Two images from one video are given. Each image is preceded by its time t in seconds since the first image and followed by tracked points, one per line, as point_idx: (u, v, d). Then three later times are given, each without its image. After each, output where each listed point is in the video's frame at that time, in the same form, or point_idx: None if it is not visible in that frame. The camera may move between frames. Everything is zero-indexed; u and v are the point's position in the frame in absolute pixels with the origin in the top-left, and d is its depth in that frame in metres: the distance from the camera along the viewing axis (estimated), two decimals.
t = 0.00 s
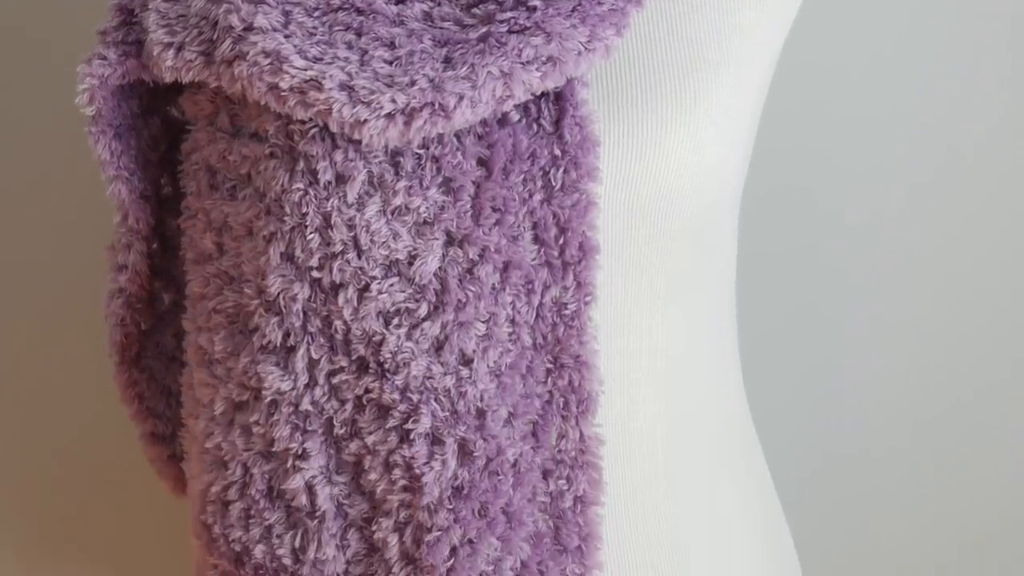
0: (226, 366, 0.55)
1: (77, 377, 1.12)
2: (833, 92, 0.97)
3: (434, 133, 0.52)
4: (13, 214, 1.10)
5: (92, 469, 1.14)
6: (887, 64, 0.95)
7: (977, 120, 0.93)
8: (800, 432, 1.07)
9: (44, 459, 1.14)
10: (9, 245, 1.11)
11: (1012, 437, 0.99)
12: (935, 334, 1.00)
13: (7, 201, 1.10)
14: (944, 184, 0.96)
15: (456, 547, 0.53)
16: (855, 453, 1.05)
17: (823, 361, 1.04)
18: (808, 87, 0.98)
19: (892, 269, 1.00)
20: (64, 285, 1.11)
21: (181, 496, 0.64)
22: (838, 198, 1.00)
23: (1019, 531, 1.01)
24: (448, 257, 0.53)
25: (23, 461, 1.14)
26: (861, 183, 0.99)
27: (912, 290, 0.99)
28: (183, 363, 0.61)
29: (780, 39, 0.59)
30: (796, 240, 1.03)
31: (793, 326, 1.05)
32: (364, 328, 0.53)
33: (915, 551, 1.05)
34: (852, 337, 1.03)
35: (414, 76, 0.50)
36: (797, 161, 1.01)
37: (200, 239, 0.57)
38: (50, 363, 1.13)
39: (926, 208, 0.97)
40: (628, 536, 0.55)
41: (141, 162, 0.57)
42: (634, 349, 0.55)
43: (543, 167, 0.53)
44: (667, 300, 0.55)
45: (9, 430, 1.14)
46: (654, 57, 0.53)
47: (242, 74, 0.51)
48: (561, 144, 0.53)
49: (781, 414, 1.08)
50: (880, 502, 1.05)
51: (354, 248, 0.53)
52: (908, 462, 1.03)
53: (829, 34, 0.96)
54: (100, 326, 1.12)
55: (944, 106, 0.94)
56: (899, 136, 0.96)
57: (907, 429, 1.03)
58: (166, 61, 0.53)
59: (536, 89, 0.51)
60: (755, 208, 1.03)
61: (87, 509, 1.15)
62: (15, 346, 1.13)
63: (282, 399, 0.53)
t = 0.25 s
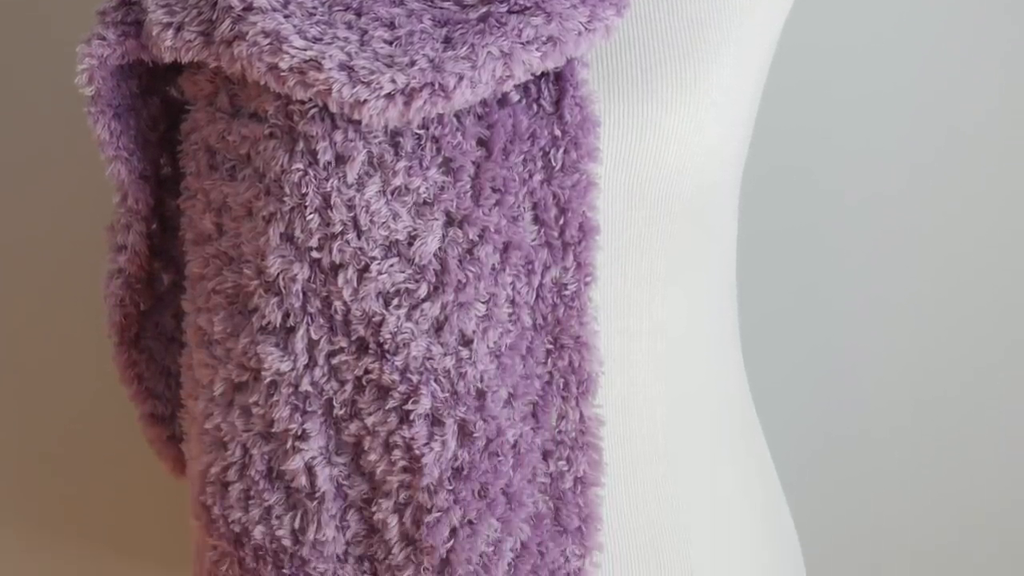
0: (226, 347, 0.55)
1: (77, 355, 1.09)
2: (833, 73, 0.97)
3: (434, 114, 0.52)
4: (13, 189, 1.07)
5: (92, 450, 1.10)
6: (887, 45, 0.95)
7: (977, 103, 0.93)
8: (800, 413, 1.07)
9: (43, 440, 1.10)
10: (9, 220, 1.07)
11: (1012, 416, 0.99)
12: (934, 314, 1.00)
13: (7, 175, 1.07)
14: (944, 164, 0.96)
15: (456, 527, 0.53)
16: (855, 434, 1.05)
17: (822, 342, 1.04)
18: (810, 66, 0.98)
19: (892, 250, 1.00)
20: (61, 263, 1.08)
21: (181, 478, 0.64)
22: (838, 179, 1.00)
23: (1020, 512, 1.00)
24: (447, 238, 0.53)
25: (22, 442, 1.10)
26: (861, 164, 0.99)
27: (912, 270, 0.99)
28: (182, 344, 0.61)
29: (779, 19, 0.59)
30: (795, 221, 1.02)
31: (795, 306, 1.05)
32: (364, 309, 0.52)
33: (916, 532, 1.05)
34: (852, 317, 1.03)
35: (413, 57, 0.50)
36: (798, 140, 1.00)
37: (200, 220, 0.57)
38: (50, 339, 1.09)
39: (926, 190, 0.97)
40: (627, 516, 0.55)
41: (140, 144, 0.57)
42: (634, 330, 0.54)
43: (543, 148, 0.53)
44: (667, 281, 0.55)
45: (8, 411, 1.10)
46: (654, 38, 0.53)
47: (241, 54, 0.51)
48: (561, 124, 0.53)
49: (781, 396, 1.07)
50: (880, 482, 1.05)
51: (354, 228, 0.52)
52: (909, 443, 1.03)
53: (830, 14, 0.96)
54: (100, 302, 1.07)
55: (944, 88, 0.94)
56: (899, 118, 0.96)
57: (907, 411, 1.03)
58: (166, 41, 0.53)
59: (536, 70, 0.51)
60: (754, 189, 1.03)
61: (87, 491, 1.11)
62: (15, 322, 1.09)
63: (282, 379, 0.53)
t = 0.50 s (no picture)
0: (225, 327, 0.55)
1: (77, 344, 1.07)
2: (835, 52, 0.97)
3: (434, 94, 0.51)
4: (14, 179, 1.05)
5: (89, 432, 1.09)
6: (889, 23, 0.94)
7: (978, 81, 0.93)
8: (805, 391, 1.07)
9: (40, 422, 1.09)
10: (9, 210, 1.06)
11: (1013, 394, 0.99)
12: (935, 293, 1.00)
13: (7, 164, 1.05)
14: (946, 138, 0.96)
15: (456, 509, 0.52)
16: (856, 411, 1.05)
17: (823, 320, 1.04)
18: (812, 44, 0.97)
19: (895, 227, 0.99)
20: (61, 253, 1.06)
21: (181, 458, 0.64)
22: (838, 156, 1.00)
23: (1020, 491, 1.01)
24: (447, 219, 0.53)
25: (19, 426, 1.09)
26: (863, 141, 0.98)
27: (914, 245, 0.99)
28: (182, 325, 0.61)
29: None
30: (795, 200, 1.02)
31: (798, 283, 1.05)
32: (364, 290, 0.52)
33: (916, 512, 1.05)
34: (853, 294, 1.03)
35: (413, 37, 0.50)
36: (800, 118, 1.00)
37: (199, 200, 0.57)
38: (50, 330, 1.08)
39: (929, 166, 0.97)
40: (627, 495, 0.55)
41: (140, 124, 0.57)
42: (634, 309, 0.54)
43: (543, 128, 0.53)
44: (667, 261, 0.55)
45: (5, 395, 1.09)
46: (654, 19, 0.53)
47: (241, 34, 0.51)
48: (561, 105, 0.52)
49: (783, 376, 1.07)
50: (880, 461, 1.05)
51: (353, 209, 0.52)
52: (910, 420, 1.03)
53: None
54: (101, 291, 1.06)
55: (946, 67, 0.94)
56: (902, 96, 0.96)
57: (910, 389, 1.03)
58: (166, 21, 0.52)
59: (536, 50, 0.51)
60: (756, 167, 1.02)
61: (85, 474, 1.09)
62: (14, 314, 1.08)
63: (282, 360, 0.53)
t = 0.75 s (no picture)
0: (225, 308, 0.55)
1: (77, 325, 1.07)
2: (835, 32, 0.97)
3: (433, 74, 0.51)
4: (13, 161, 1.04)
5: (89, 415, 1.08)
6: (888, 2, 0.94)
7: (977, 59, 0.93)
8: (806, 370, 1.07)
9: (40, 405, 1.08)
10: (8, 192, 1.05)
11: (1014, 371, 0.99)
12: (934, 271, 1.00)
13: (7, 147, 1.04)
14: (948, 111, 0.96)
15: (456, 489, 0.52)
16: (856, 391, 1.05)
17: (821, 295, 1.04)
18: (813, 24, 0.97)
19: (895, 205, 0.99)
20: (60, 233, 1.06)
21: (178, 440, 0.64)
22: (837, 136, 0.99)
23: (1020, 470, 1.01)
24: (447, 199, 0.52)
25: (19, 409, 1.08)
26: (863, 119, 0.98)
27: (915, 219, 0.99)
28: (182, 306, 0.61)
29: None
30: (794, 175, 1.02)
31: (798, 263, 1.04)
32: (364, 270, 0.52)
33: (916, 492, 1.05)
34: (853, 273, 1.02)
35: (413, 17, 0.49)
36: (800, 98, 1.00)
37: (198, 181, 0.56)
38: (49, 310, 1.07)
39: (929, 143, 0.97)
40: (627, 475, 0.55)
41: (139, 105, 0.57)
42: (634, 290, 0.55)
43: (543, 109, 0.53)
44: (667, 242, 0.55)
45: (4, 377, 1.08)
46: None
47: (240, 15, 0.51)
48: (561, 85, 0.52)
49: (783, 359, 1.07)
50: (880, 442, 1.05)
51: (353, 189, 0.52)
52: (910, 398, 1.03)
53: None
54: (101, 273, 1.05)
55: (944, 45, 0.94)
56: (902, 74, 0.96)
57: (912, 366, 1.03)
58: (165, 2, 0.52)
59: (536, 30, 0.51)
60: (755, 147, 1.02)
61: (84, 456, 1.09)
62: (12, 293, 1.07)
63: (281, 340, 0.53)
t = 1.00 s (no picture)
0: (225, 289, 0.55)
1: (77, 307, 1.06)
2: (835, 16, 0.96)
3: (434, 54, 0.51)
4: (13, 141, 1.04)
5: (87, 397, 1.08)
6: None
7: (976, 44, 0.93)
8: (806, 355, 1.07)
9: (39, 389, 1.08)
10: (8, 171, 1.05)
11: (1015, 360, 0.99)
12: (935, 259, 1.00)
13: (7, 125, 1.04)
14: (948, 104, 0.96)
15: (456, 470, 0.52)
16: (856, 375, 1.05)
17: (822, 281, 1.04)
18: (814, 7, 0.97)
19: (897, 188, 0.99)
20: (59, 213, 1.05)
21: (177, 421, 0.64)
22: (838, 120, 0.99)
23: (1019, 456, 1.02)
24: (447, 179, 0.52)
25: (18, 393, 1.08)
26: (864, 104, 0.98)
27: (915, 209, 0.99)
28: (181, 287, 0.62)
29: None
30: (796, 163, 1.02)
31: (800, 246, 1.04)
32: (364, 251, 0.52)
33: (915, 477, 1.06)
34: (853, 258, 1.03)
35: None
36: (801, 81, 0.99)
37: (198, 160, 0.56)
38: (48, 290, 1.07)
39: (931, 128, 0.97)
40: (626, 455, 0.56)
41: (138, 86, 0.56)
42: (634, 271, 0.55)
43: (543, 89, 0.53)
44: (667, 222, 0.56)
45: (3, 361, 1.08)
46: None
47: None
48: (561, 65, 0.52)
49: (783, 338, 1.07)
50: (880, 426, 1.06)
51: (353, 169, 0.52)
52: (911, 381, 1.04)
53: None
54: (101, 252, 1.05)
55: (944, 30, 0.94)
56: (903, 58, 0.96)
57: (914, 350, 1.03)
58: None
59: (535, 10, 0.51)
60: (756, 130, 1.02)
61: (84, 438, 1.09)
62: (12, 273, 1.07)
63: (281, 321, 0.53)
